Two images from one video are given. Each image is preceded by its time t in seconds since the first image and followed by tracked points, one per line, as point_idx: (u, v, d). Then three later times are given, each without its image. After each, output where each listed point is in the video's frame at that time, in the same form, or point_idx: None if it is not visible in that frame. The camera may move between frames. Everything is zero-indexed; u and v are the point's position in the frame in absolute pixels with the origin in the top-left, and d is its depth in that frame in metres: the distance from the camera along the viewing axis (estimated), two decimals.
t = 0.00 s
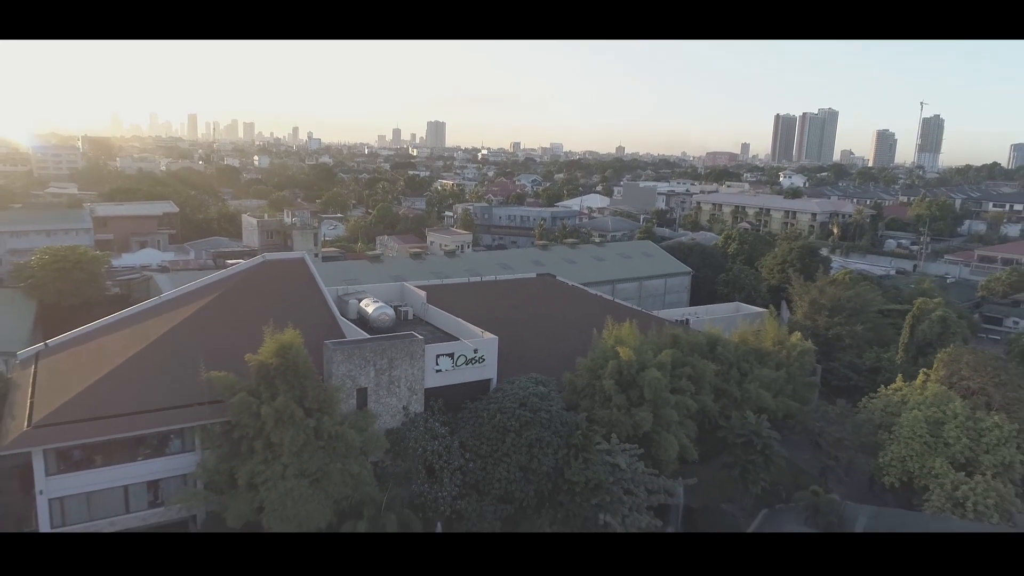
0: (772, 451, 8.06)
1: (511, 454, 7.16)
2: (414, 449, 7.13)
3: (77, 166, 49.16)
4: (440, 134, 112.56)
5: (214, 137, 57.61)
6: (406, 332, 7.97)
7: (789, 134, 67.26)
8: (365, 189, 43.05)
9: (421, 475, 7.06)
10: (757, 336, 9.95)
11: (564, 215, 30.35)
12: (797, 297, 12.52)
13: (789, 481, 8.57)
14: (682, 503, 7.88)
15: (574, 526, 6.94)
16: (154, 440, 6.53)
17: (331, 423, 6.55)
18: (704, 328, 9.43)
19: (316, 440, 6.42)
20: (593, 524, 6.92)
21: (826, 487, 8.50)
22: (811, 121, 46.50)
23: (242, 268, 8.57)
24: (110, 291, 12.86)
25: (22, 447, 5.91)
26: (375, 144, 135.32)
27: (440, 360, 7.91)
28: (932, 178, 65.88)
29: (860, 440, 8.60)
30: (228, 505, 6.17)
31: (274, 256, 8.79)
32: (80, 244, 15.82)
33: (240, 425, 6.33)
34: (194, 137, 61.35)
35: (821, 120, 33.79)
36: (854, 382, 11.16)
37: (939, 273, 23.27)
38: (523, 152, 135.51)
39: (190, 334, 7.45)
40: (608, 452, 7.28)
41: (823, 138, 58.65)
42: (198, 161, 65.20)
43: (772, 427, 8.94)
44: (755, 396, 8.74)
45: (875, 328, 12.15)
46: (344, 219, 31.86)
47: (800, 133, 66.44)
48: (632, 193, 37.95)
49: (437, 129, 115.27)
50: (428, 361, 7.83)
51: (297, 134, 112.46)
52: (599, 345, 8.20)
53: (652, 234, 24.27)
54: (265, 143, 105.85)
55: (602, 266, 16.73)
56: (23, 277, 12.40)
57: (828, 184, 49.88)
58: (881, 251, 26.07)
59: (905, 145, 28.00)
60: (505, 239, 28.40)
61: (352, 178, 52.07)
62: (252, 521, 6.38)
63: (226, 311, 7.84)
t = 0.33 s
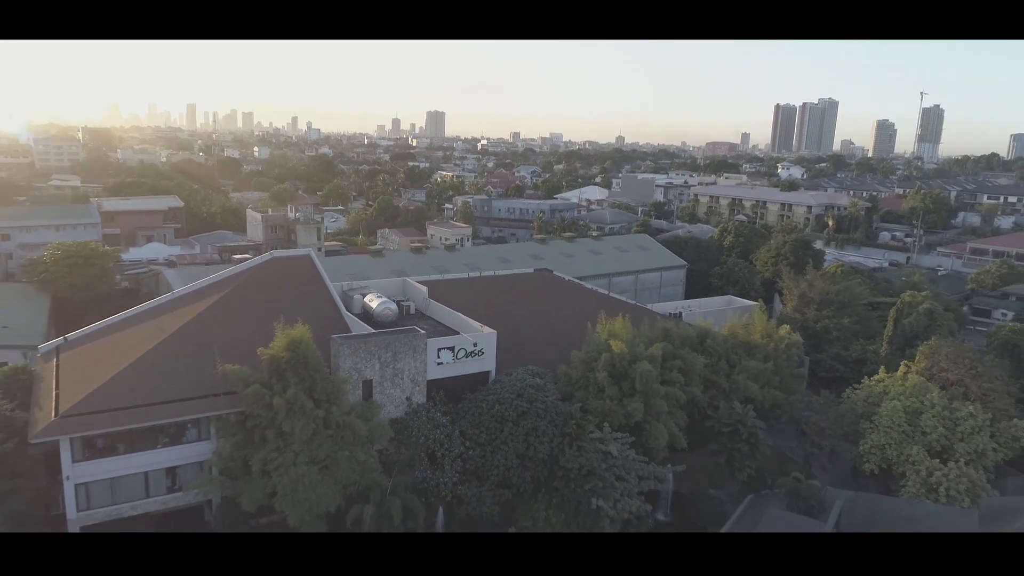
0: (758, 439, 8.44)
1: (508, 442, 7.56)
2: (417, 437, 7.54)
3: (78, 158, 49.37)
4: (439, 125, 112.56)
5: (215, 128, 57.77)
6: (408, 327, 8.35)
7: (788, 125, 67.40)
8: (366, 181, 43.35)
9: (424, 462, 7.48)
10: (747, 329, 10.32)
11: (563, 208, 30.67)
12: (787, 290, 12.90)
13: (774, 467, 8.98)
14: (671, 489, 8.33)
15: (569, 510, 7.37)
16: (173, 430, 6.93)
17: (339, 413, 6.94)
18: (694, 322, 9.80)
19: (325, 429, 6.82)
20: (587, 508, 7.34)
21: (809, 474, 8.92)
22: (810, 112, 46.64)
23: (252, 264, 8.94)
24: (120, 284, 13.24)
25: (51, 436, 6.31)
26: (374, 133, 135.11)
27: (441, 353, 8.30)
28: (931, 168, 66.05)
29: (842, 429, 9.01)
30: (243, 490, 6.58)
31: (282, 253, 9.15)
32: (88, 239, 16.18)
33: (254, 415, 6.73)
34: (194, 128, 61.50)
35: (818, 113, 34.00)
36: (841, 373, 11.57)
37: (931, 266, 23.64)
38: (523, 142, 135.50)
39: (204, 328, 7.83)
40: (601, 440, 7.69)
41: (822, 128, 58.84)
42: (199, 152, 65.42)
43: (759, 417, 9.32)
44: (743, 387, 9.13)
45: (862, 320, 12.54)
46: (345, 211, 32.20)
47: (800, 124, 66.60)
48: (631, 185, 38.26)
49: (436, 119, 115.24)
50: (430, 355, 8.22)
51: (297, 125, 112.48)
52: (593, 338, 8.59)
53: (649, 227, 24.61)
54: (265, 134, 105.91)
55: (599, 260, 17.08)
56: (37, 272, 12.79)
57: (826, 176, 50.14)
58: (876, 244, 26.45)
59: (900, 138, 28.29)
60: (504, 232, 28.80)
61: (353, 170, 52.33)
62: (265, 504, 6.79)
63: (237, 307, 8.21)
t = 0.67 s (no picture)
0: (745, 428, 8.82)
1: (506, 431, 7.94)
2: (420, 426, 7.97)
3: (79, 150, 49.57)
4: (438, 115, 112.51)
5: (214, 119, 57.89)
6: (411, 321, 8.74)
7: (787, 117, 67.55)
8: (366, 173, 43.62)
9: (426, 450, 7.88)
10: (737, 321, 10.69)
11: (561, 200, 30.99)
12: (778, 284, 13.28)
13: (760, 454, 9.40)
14: (661, 475, 8.76)
15: (564, 495, 7.78)
16: (189, 419, 7.32)
17: (346, 403, 7.33)
18: (686, 315, 10.18)
19: (332, 418, 7.20)
20: (581, 493, 7.76)
21: (795, 460, 9.34)
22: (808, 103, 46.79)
23: (259, 261, 9.31)
24: (130, 278, 13.59)
25: (76, 425, 6.71)
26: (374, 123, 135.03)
27: (442, 346, 8.69)
28: (929, 159, 66.29)
29: (826, 418, 9.42)
30: (256, 476, 6.98)
31: (288, 250, 9.52)
32: (96, 234, 16.53)
33: (266, 406, 7.12)
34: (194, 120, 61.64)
35: (815, 105, 34.23)
36: (828, 364, 11.97)
37: (923, 258, 24.01)
38: (522, 132, 135.49)
39: (216, 322, 8.21)
40: (594, 429, 8.08)
41: (821, 118, 59.00)
42: (199, 143, 65.64)
43: (746, 406, 9.71)
44: (732, 378, 9.51)
45: (850, 313, 12.93)
46: (345, 203, 32.53)
47: (798, 115, 66.76)
48: (629, 177, 38.55)
49: (436, 110, 115.13)
50: (431, 348, 8.61)
51: (296, 115, 112.45)
52: (588, 331, 8.97)
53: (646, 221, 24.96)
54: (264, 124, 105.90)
55: (596, 253, 17.45)
56: (49, 266, 13.15)
57: (823, 168, 50.38)
58: (870, 236, 26.81)
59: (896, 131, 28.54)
60: (503, 224, 29.17)
61: (352, 161, 52.53)
62: (277, 489, 7.21)
63: (247, 303, 8.59)
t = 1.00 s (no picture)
0: (732, 417, 9.24)
1: (504, 420, 8.34)
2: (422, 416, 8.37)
3: (80, 142, 49.80)
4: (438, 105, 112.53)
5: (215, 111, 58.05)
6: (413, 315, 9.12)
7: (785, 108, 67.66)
8: (366, 165, 43.88)
9: (428, 438, 8.30)
10: (727, 315, 11.08)
11: (560, 193, 31.30)
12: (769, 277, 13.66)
13: (748, 442, 9.81)
14: (652, 462, 9.19)
15: (559, 481, 8.19)
16: (203, 409, 7.72)
17: (352, 393, 7.71)
18: (677, 309, 10.56)
19: (339, 408, 7.60)
20: (575, 479, 8.17)
21: (780, 448, 9.76)
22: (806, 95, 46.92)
23: (266, 257, 9.68)
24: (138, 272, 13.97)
25: (99, 415, 7.10)
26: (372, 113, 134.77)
27: (443, 340, 9.09)
28: (927, 150, 66.49)
29: (811, 408, 9.84)
30: (267, 462, 7.39)
31: (293, 246, 9.90)
32: (103, 228, 16.88)
33: (277, 396, 7.52)
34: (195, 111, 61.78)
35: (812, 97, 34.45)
36: (816, 356, 12.39)
37: (916, 251, 24.38)
38: (522, 123, 135.37)
39: (227, 316, 8.61)
40: (588, 418, 8.49)
41: (820, 109, 59.15)
42: (199, 135, 65.79)
43: (735, 396, 10.11)
44: (721, 369, 9.90)
45: (838, 306, 13.33)
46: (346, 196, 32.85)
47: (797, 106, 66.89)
48: (627, 170, 38.82)
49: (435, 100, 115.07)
50: (433, 341, 9.01)
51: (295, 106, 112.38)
52: (583, 325, 9.36)
53: (643, 214, 25.30)
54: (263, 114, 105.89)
55: (593, 247, 17.81)
56: (60, 261, 13.52)
57: (821, 159, 50.62)
58: (864, 229, 27.17)
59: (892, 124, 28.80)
60: (503, 217, 29.53)
61: (352, 153, 52.76)
62: (287, 475, 7.62)
63: (256, 298, 8.98)
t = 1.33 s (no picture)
0: (720, 407, 9.66)
1: (501, 410, 8.75)
2: (424, 405, 8.80)
3: (82, 134, 50.00)
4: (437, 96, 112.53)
5: (215, 102, 58.12)
6: (415, 309, 9.52)
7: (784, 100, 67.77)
8: (366, 158, 44.14)
9: (429, 427, 8.71)
10: (718, 308, 11.47)
11: (558, 186, 31.60)
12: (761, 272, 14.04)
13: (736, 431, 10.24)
14: (643, 450, 9.62)
15: (554, 467, 8.61)
16: (216, 399, 8.13)
17: (357, 384, 8.11)
18: (670, 303, 10.94)
19: (345, 398, 8.00)
20: (570, 465, 8.58)
21: (767, 437, 10.19)
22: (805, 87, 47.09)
23: (273, 254, 10.07)
24: (147, 266, 14.36)
25: (119, 404, 7.51)
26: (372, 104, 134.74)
27: (443, 333, 9.49)
28: (925, 142, 66.64)
29: (797, 398, 10.26)
30: (278, 450, 7.81)
31: (299, 243, 10.27)
32: (110, 223, 17.25)
33: (286, 387, 7.93)
34: (194, 102, 61.85)
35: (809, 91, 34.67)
36: (804, 348, 12.80)
37: (909, 244, 24.74)
38: (521, 114, 135.30)
39: (236, 311, 8.99)
40: (582, 408, 8.89)
41: (820, 101, 59.23)
42: (199, 127, 65.88)
43: (724, 386, 10.52)
44: (711, 362, 10.30)
45: (827, 300, 13.73)
46: (347, 189, 33.18)
47: (795, 98, 67.00)
48: (625, 162, 39.09)
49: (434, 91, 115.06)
50: (434, 334, 9.40)
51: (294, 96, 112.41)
52: (578, 318, 9.75)
53: (641, 207, 25.64)
54: (262, 105, 105.81)
55: (589, 241, 18.17)
56: (71, 256, 13.93)
57: (818, 152, 50.88)
58: (859, 222, 27.51)
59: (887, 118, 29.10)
60: (502, 210, 29.88)
61: (352, 145, 52.95)
62: (296, 461, 8.05)
63: (265, 293, 9.38)
